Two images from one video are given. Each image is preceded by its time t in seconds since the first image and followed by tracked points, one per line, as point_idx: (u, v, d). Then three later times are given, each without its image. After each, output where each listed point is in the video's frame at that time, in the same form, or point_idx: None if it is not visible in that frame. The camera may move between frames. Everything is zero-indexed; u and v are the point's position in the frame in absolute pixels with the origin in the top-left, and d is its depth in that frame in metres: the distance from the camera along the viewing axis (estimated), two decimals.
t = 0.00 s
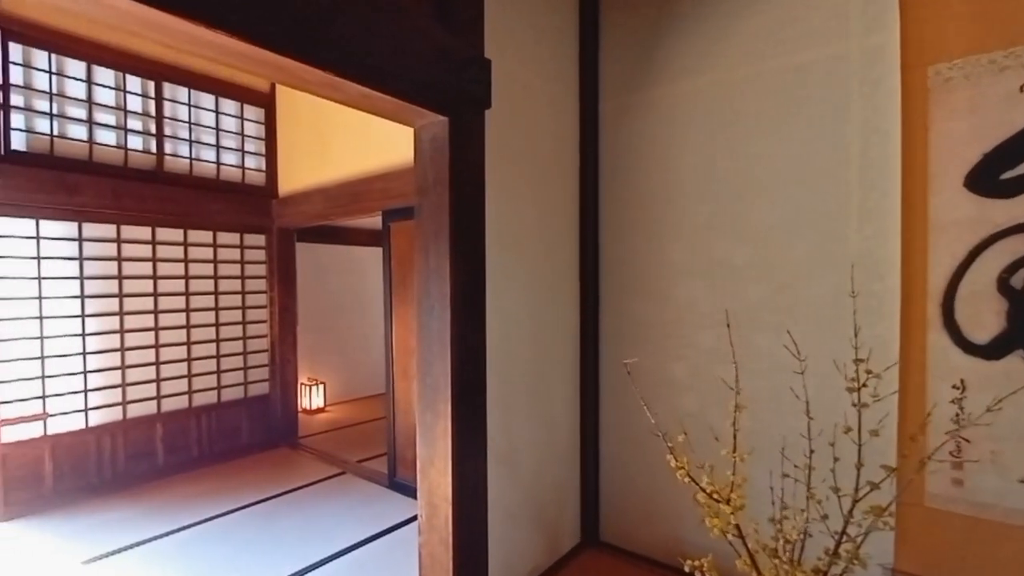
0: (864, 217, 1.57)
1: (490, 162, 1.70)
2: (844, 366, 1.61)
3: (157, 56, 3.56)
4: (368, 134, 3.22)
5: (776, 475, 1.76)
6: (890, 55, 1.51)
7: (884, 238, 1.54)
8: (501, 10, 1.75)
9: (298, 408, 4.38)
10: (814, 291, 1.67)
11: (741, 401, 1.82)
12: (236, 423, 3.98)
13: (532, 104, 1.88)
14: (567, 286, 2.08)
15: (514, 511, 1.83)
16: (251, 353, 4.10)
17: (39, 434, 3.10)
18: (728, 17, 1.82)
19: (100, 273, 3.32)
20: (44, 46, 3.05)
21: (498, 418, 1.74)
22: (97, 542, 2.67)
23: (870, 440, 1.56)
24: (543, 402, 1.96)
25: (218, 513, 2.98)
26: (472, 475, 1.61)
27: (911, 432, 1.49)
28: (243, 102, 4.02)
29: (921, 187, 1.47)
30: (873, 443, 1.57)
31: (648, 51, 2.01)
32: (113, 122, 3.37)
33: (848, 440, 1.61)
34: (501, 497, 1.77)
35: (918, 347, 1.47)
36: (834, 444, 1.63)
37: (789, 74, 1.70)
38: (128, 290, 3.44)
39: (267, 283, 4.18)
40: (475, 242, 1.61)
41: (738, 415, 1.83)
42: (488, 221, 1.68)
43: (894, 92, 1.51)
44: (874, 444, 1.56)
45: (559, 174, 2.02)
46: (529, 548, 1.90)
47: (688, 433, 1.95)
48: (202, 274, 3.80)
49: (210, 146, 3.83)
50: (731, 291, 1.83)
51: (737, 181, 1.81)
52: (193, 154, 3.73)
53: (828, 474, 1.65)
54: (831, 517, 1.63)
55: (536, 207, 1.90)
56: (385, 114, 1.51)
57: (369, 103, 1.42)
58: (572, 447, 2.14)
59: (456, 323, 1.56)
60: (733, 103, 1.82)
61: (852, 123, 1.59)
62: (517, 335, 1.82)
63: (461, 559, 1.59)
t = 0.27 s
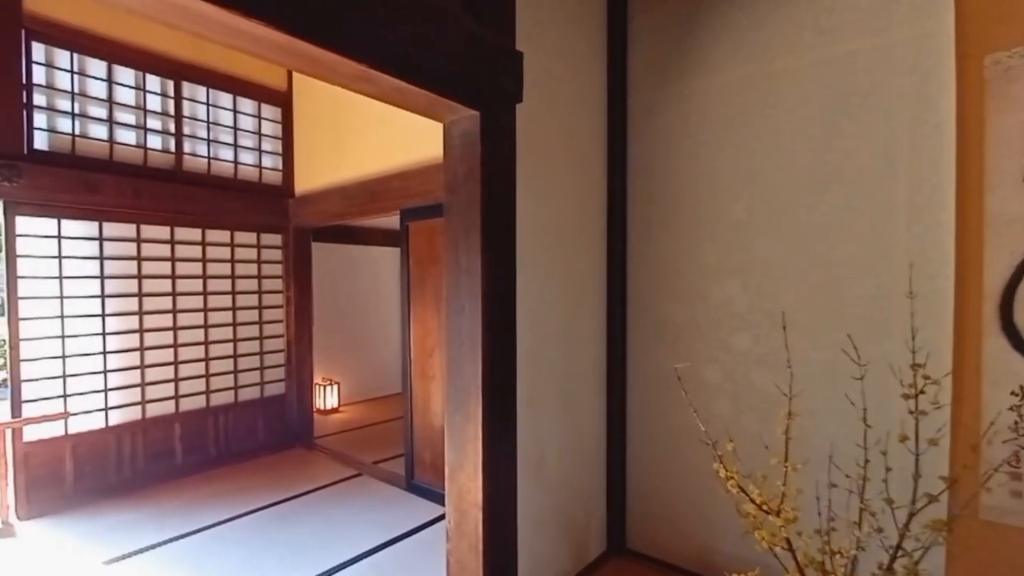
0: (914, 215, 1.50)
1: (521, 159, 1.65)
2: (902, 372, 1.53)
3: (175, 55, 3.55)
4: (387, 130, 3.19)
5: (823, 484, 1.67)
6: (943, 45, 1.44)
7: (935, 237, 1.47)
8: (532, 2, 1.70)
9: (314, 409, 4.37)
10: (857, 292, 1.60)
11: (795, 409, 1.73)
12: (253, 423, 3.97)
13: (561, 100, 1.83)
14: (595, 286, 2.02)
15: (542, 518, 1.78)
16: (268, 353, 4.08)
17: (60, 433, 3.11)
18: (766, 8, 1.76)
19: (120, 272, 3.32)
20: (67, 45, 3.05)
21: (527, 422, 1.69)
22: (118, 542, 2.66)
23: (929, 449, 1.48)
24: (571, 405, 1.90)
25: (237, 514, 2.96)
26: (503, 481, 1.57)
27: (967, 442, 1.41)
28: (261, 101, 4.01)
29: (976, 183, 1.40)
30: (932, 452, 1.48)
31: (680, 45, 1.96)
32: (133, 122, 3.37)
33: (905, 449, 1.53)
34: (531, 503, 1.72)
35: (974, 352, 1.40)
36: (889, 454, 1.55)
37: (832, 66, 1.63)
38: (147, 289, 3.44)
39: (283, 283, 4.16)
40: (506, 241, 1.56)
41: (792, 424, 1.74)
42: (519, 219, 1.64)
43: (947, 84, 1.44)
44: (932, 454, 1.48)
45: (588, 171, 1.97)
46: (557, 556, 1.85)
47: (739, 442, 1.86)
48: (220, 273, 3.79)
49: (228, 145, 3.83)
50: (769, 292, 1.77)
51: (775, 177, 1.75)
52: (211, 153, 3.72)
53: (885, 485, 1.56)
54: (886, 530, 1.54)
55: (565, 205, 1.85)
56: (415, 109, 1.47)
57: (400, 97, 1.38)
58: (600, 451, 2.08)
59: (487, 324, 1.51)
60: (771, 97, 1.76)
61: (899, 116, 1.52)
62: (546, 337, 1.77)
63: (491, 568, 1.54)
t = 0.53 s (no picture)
0: (968, 215, 1.43)
1: (553, 157, 1.60)
2: (963, 381, 1.44)
3: (193, 53, 3.52)
4: (408, 129, 3.15)
5: (875, 497, 1.59)
6: (1001, 37, 1.37)
7: (993, 239, 1.39)
8: None
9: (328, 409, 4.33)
10: (903, 296, 1.53)
11: (852, 420, 1.63)
12: (268, 423, 3.95)
13: (593, 96, 1.78)
14: (624, 287, 1.96)
15: (571, 527, 1.72)
16: (283, 353, 4.06)
17: (79, 433, 3.10)
18: None
19: (138, 271, 3.31)
20: (86, 43, 3.04)
21: (557, 428, 1.64)
22: (136, 542, 2.65)
23: (995, 463, 1.39)
24: (600, 410, 1.85)
25: (254, 516, 2.93)
26: (534, 489, 1.51)
27: None
28: (278, 99, 3.99)
29: None
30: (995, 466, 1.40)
31: (714, 39, 1.89)
32: (152, 121, 3.36)
33: (968, 463, 1.44)
34: (560, 512, 1.66)
35: None
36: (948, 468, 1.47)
37: (879, 60, 1.56)
38: (165, 289, 3.43)
39: (299, 283, 4.14)
40: (538, 241, 1.51)
41: (850, 434, 1.64)
42: (551, 219, 1.58)
43: (1006, 78, 1.37)
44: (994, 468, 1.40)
45: (618, 169, 1.91)
46: (586, 566, 1.79)
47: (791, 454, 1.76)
48: (237, 273, 3.77)
49: (245, 144, 3.81)
50: (809, 295, 1.70)
51: (816, 176, 1.68)
52: (229, 152, 3.71)
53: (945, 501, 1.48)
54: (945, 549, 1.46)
55: (595, 204, 1.79)
56: (446, 105, 1.42)
57: (432, 92, 1.33)
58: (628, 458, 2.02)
59: (519, 328, 1.46)
60: (811, 92, 1.69)
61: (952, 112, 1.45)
62: (576, 340, 1.71)
63: None
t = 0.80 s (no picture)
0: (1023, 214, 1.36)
1: (583, 154, 1.55)
2: None
3: (211, 53, 3.51)
4: (425, 127, 3.11)
5: (927, 509, 1.52)
6: None
7: None
8: None
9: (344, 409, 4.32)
10: (951, 296, 1.47)
11: (909, 429, 1.55)
12: (284, 424, 3.94)
13: (622, 91, 1.73)
14: (652, 288, 1.91)
15: (600, 534, 1.67)
16: (299, 353, 4.05)
17: (98, 432, 3.11)
18: None
19: (156, 271, 3.31)
20: (105, 43, 3.04)
21: (586, 433, 1.59)
22: (156, 542, 2.64)
23: None
24: (628, 414, 1.79)
25: (273, 517, 2.91)
26: (564, 496, 1.47)
27: None
28: (294, 98, 3.97)
29: None
30: None
31: (747, 32, 1.84)
32: (170, 120, 3.35)
33: None
34: (589, 519, 1.61)
35: None
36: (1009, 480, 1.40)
37: (926, 52, 1.50)
38: (182, 288, 3.42)
39: (315, 283, 4.13)
40: (569, 241, 1.46)
41: (906, 444, 1.56)
42: (581, 217, 1.54)
43: None
44: None
45: (646, 167, 1.86)
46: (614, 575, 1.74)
47: (844, 465, 1.66)
48: (253, 272, 3.76)
49: (262, 143, 3.79)
50: (848, 296, 1.64)
51: (856, 173, 1.62)
52: (245, 151, 3.70)
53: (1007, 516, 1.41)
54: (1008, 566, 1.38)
55: (625, 202, 1.74)
56: (475, 101, 1.38)
57: (462, 87, 1.29)
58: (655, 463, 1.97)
59: (550, 330, 1.41)
60: (851, 86, 1.63)
61: (1005, 104, 1.39)
62: (605, 342, 1.66)
63: None
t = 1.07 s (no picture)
0: None
1: (613, 151, 1.51)
2: None
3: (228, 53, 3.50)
4: (443, 124, 3.07)
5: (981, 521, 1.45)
6: None
7: None
8: None
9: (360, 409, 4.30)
10: (1000, 297, 1.41)
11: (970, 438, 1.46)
12: (300, 424, 3.93)
13: (652, 86, 1.68)
14: (681, 288, 1.85)
15: (628, 542, 1.62)
16: (315, 353, 4.03)
17: (116, 432, 3.11)
18: None
19: (174, 271, 3.30)
20: (124, 43, 3.04)
21: (615, 437, 1.54)
22: (174, 542, 2.63)
23: None
24: (656, 418, 1.74)
25: (291, 518, 2.89)
26: (593, 503, 1.42)
27: None
28: (310, 96, 3.95)
29: None
30: None
31: (779, 25, 1.78)
32: (187, 119, 3.35)
33: None
34: (618, 527, 1.56)
35: None
36: None
37: (972, 43, 1.44)
38: (199, 288, 3.42)
39: (331, 283, 4.11)
40: (600, 239, 1.41)
41: (965, 453, 1.47)
42: (611, 215, 1.49)
43: None
44: None
45: (675, 164, 1.81)
46: None
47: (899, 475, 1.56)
48: (269, 272, 3.75)
49: (278, 142, 3.78)
50: (888, 297, 1.58)
51: (897, 169, 1.56)
52: (262, 150, 3.69)
53: None
54: None
55: (654, 200, 1.70)
56: (503, 95, 1.34)
57: (491, 80, 1.24)
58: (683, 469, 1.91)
59: (580, 331, 1.37)
60: (891, 79, 1.57)
61: None
62: (634, 344, 1.61)
63: None
